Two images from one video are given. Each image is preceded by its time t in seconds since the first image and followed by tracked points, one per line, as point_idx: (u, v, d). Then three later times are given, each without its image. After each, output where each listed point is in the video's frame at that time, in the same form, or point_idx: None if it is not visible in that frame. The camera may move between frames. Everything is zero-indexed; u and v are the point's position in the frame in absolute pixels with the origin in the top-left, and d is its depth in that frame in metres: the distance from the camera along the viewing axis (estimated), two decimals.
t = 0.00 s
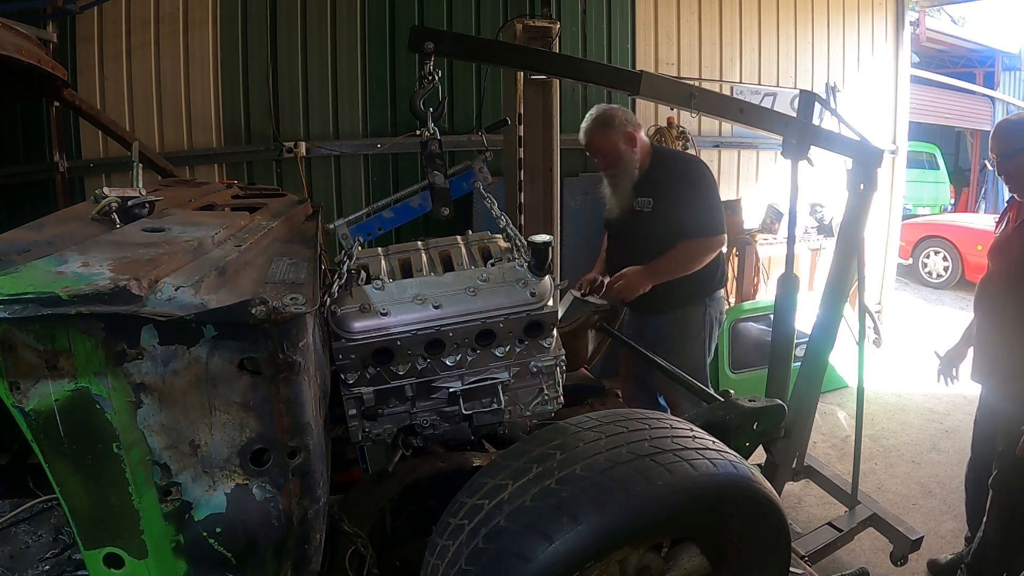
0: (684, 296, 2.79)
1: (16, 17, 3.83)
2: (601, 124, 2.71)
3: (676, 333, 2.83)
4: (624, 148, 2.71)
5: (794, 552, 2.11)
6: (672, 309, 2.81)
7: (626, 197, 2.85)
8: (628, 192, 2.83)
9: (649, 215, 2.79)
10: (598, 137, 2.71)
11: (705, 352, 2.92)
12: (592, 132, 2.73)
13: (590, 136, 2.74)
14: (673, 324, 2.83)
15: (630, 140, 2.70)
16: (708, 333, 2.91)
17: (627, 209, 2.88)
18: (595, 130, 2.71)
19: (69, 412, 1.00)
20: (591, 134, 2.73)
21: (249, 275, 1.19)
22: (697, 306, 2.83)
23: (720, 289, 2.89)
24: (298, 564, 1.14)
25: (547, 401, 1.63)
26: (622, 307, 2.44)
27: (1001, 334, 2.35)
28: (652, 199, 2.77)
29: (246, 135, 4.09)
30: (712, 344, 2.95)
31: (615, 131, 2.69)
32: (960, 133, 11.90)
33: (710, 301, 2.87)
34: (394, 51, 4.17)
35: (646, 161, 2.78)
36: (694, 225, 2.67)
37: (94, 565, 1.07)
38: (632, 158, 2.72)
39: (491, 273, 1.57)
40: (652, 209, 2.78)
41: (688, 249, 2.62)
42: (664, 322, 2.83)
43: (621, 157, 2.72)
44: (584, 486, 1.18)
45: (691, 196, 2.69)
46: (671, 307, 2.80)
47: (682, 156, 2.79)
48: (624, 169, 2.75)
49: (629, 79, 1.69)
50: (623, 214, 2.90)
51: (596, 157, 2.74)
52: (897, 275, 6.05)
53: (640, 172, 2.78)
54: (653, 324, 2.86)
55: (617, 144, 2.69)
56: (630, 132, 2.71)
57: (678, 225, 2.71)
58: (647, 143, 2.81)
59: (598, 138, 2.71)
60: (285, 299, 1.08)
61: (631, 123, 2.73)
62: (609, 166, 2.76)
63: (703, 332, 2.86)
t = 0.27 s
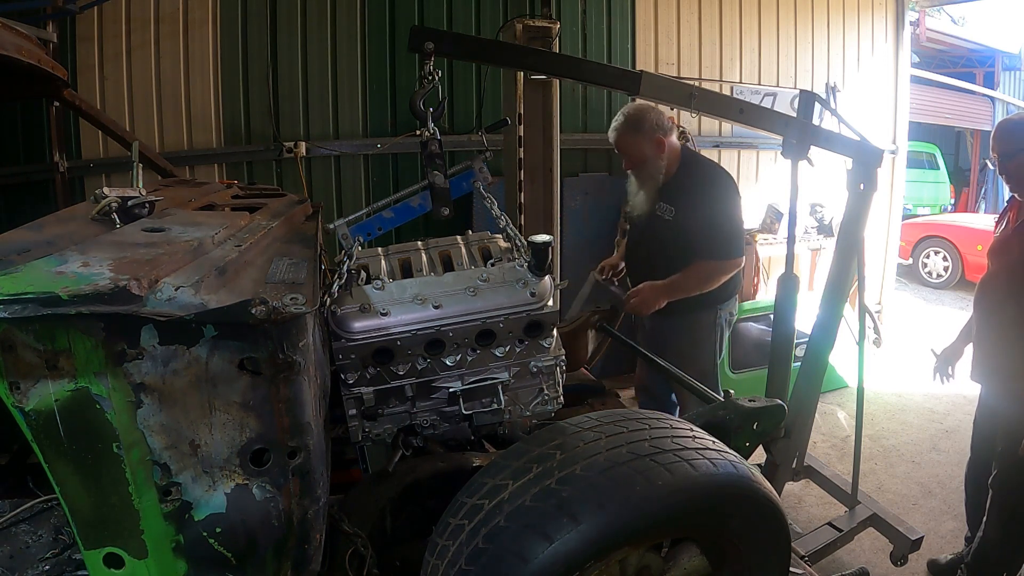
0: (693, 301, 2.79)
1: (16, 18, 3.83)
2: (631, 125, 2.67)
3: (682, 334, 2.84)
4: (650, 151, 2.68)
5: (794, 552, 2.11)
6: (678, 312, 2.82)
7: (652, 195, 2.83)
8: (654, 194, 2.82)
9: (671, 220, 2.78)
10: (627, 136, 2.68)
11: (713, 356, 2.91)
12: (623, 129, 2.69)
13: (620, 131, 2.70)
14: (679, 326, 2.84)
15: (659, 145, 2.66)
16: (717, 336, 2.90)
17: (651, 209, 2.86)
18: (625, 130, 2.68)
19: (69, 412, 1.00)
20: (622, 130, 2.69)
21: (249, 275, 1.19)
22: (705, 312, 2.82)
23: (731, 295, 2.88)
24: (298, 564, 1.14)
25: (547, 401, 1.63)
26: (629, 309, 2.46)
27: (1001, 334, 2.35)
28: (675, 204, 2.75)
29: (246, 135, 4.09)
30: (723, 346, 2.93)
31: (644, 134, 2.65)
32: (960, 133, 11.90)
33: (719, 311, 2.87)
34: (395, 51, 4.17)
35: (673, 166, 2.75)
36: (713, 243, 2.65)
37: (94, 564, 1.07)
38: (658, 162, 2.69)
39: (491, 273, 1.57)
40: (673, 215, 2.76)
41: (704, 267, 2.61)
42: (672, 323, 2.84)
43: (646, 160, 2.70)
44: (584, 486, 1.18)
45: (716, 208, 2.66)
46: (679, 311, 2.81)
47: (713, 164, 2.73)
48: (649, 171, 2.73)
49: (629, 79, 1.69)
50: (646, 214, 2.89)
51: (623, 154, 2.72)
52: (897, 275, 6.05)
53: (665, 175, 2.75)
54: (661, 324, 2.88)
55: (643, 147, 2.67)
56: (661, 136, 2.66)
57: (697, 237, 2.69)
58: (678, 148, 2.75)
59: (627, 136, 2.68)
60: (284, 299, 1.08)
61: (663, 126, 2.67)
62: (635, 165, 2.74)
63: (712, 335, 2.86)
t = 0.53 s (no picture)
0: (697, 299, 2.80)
1: (16, 18, 3.83)
2: (642, 124, 2.67)
3: (687, 330, 2.85)
4: (660, 151, 2.68)
5: (794, 552, 2.11)
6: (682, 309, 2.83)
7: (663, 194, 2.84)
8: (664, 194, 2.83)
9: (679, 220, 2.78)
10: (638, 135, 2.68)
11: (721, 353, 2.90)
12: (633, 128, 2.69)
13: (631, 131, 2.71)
14: (683, 324, 2.85)
15: (670, 145, 2.68)
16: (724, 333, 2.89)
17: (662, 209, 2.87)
18: (636, 129, 2.67)
19: (69, 412, 1.00)
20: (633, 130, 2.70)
21: (249, 275, 1.19)
22: (712, 310, 2.82)
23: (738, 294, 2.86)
24: (298, 564, 1.14)
25: (547, 401, 1.63)
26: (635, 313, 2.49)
27: (1001, 334, 2.35)
28: (683, 204, 2.75)
29: (246, 135, 4.09)
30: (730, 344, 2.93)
31: (654, 134, 2.65)
32: (960, 133, 11.90)
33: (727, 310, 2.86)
34: (395, 51, 4.17)
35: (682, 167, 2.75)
36: (719, 244, 2.63)
37: (94, 564, 1.07)
38: (668, 162, 2.71)
39: (491, 273, 1.57)
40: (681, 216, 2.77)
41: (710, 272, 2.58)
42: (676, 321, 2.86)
43: (655, 159, 2.71)
44: (584, 486, 1.18)
45: (723, 210, 2.65)
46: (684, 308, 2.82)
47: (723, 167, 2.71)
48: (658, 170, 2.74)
49: (629, 79, 1.69)
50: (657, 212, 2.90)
51: (633, 153, 2.73)
52: (897, 275, 6.05)
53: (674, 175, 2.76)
54: (665, 321, 2.89)
55: (653, 146, 2.67)
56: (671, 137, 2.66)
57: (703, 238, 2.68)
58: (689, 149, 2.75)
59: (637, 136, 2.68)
60: (284, 299, 1.08)
61: (673, 127, 2.67)
62: (645, 164, 2.75)
63: (717, 333, 2.85)
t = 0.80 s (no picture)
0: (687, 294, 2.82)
1: (16, 17, 3.83)
2: (634, 119, 2.71)
3: (681, 325, 2.86)
4: (652, 145, 2.71)
5: (794, 552, 2.11)
6: (673, 305, 2.85)
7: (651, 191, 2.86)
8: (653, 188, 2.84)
9: (667, 215, 2.80)
10: (630, 131, 2.71)
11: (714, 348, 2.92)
12: (625, 124, 2.73)
13: (623, 127, 2.74)
14: (675, 319, 2.86)
15: (661, 140, 2.70)
16: (717, 328, 2.91)
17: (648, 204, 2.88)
18: (628, 124, 2.71)
19: (68, 412, 1.00)
20: (625, 125, 2.73)
21: (250, 275, 1.19)
22: (701, 305, 2.84)
23: (728, 290, 2.88)
24: (298, 564, 1.14)
25: (547, 401, 1.63)
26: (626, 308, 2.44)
27: (1000, 334, 2.35)
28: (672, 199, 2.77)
29: (246, 135, 4.09)
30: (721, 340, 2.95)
31: (647, 128, 2.69)
32: (960, 133, 11.90)
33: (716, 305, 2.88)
34: (395, 51, 4.17)
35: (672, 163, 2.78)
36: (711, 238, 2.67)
37: (93, 564, 1.07)
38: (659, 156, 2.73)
39: (491, 273, 1.57)
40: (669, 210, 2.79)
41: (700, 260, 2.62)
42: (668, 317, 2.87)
43: (647, 154, 2.73)
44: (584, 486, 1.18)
45: (713, 204, 2.68)
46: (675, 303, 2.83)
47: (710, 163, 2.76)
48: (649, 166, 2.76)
49: (629, 78, 1.69)
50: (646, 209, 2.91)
51: (624, 149, 2.76)
52: (897, 275, 6.05)
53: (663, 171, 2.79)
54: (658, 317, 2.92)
55: (645, 140, 2.70)
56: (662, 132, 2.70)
57: (695, 231, 2.71)
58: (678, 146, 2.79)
59: (630, 131, 2.71)
60: (284, 299, 1.08)
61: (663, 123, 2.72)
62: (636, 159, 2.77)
63: (709, 329, 2.87)
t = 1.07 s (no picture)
0: (672, 289, 2.85)
1: (16, 17, 3.83)
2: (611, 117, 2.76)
3: (664, 321, 2.91)
4: (630, 141, 2.75)
5: (793, 552, 2.11)
6: (656, 300, 2.89)
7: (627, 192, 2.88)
8: (630, 186, 2.86)
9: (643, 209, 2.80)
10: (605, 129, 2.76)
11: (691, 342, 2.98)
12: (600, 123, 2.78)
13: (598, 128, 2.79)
14: (660, 316, 2.90)
15: (636, 135, 2.76)
16: (695, 322, 2.97)
17: (625, 204, 2.91)
18: (605, 121, 2.76)
19: (68, 412, 1.00)
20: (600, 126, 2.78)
21: (250, 275, 1.19)
22: (683, 299, 2.88)
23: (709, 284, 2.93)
24: (298, 564, 1.14)
25: (547, 401, 1.63)
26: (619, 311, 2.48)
27: (999, 334, 2.35)
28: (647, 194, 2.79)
29: (246, 135, 4.09)
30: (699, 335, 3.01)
31: (623, 125, 2.74)
32: (960, 133, 11.90)
33: (691, 300, 2.91)
34: (395, 51, 4.17)
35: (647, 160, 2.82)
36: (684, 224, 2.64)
37: (94, 564, 1.07)
38: (636, 152, 2.78)
39: (491, 273, 1.57)
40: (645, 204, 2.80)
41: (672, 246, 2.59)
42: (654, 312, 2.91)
43: (625, 150, 2.77)
44: (584, 486, 1.18)
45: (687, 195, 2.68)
46: (660, 296, 2.87)
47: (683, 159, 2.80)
48: (625, 162, 2.80)
49: (629, 78, 1.69)
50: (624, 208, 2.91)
51: (601, 148, 2.80)
52: (897, 275, 6.05)
53: (638, 169, 2.82)
54: (644, 314, 2.96)
55: (622, 136, 2.74)
56: (637, 129, 2.77)
57: (665, 221, 2.70)
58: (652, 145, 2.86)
59: (606, 129, 2.76)
60: (285, 298, 1.08)
61: (637, 121, 2.78)
62: (613, 157, 2.81)
63: (690, 323, 2.92)
